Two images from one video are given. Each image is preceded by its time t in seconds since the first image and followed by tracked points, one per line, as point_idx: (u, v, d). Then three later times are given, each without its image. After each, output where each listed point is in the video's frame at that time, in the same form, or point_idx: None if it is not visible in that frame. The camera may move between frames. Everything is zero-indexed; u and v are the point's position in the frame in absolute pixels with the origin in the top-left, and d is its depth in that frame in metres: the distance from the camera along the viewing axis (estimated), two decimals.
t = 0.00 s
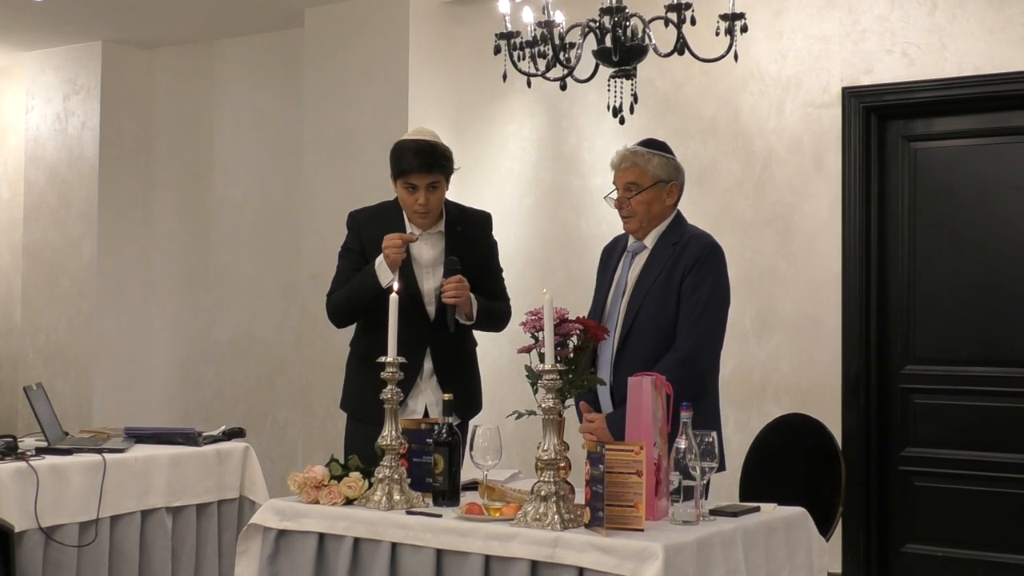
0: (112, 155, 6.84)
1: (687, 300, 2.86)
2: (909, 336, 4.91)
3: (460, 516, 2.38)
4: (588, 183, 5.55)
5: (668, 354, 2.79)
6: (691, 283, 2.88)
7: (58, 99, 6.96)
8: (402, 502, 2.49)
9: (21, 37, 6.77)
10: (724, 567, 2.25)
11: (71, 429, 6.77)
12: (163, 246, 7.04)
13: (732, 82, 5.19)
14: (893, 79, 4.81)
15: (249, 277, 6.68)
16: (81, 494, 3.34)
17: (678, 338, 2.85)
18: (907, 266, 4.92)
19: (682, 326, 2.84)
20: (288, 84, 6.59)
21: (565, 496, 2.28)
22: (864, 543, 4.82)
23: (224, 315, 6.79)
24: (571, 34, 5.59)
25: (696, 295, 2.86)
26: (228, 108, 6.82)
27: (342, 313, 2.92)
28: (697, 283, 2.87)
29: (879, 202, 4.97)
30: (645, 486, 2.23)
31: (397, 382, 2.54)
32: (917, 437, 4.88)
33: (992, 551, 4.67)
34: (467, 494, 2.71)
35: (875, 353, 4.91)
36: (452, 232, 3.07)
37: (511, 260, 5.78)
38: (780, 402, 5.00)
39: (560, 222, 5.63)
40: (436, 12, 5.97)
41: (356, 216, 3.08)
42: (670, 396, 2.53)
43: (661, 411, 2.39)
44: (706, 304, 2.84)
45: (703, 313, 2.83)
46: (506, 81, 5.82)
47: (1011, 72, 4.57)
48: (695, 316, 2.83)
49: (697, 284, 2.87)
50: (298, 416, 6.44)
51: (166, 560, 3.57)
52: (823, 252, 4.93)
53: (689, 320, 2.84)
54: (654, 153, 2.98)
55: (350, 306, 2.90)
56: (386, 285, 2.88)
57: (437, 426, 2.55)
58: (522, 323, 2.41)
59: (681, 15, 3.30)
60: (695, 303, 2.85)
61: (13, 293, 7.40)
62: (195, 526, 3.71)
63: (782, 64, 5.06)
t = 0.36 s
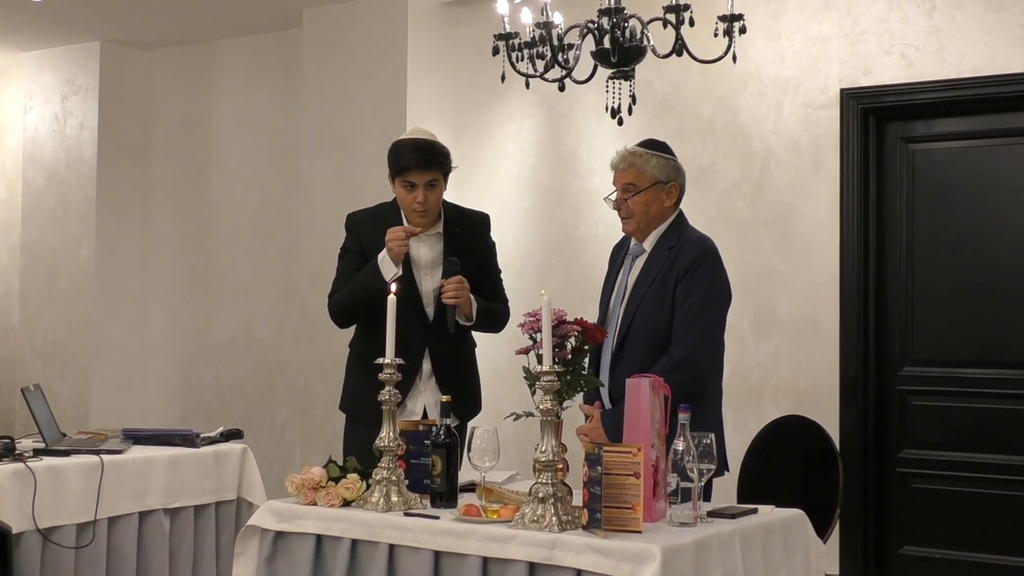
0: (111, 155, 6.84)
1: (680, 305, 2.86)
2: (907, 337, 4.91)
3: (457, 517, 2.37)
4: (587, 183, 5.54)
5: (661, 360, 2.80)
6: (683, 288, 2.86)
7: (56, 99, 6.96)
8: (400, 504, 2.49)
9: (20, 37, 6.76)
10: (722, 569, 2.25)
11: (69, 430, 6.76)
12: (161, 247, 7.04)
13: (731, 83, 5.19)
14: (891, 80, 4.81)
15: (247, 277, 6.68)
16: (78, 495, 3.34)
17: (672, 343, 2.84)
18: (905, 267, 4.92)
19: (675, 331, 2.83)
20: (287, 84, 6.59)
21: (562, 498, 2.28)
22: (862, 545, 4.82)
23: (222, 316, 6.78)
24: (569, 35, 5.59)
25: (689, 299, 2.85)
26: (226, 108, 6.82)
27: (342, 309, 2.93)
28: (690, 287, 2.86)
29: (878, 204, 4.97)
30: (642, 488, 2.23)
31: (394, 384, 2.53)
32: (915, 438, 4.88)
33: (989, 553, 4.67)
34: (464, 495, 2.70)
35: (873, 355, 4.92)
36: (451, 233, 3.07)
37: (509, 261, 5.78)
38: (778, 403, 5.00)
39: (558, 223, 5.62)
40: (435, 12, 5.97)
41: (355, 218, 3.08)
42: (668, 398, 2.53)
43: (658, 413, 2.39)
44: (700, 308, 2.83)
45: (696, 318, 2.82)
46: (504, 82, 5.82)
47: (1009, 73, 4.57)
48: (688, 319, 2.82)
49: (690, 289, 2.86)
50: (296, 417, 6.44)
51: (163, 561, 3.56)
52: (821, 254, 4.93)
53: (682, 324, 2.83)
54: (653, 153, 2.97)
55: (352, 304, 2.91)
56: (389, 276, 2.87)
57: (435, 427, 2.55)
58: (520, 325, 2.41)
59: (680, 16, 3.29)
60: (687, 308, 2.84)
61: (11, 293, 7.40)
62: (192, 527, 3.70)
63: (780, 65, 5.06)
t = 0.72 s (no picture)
0: (110, 155, 6.84)
1: (681, 306, 2.86)
2: (906, 338, 4.92)
3: (456, 517, 2.37)
4: (586, 183, 5.54)
5: (663, 358, 2.80)
6: (684, 290, 2.86)
7: (56, 99, 6.96)
8: (399, 504, 2.49)
9: (19, 36, 6.76)
10: (720, 570, 2.25)
11: (67, 429, 6.76)
12: (160, 246, 7.04)
13: (730, 83, 5.19)
14: (891, 81, 4.81)
15: (246, 277, 6.68)
16: (77, 494, 3.34)
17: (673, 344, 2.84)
18: (904, 268, 4.92)
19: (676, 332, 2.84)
20: (286, 84, 6.58)
21: (560, 498, 2.27)
22: (860, 546, 4.83)
23: (221, 316, 6.78)
24: (569, 35, 5.59)
25: (690, 302, 2.85)
26: (225, 108, 6.82)
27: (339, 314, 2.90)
28: (692, 289, 2.86)
29: (877, 205, 4.97)
30: (641, 488, 2.23)
31: (393, 383, 2.53)
32: (914, 439, 4.88)
33: (988, 554, 4.67)
34: (462, 495, 2.71)
35: (872, 356, 4.92)
36: (453, 233, 3.07)
37: (508, 261, 5.78)
38: (777, 404, 5.01)
39: (557, 223, 5.62)
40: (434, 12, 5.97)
41: (355, 217, 3.08)
42: (667, 399, 2.53)
43: (657, 413, 2.39)
44: (700, 311, 2.83)
45: (697, 320, 2.82)
46: (503, 82, 5.82)
47: (1008, 75, 4.57)
48: (689, 321, 2.83)
49: (691, 291, 2.86)
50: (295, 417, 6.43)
51: (161, 561, 3.56)
52: (820, 254, 4.94)
53: (683, 325, 2.83)
54: (648, 154, 2.99)
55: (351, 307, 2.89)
56: (376, 309, 2.88)
57: (433, 427, 2.55)
58: (519, 325, 2.42)
59: (679, 17, 3.29)
60: (688, 309, 2.84)
61: (11, 293, 7.39)
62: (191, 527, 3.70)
63: (779, 66, 5.06)
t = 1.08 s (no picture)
0: (108, 155, 6.83)
1: (673, 306, 2.89)
2: (903, 340, 4.92)
3: (453, 519, 2.37)
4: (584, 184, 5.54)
5: (660, 356, 2.84)
6: (677, 289, 2.90)
7: (54, 99, 6.95)
8: (396, 505, 2.48)
9: (17, 37, 6.75)
10: (717, 572, 2.25)
11: (64, 430, 6.75)
12: (158, 247, 7.04)
13: (728, 85, 5.19)
14: (889, 83, 4.82)
15: (244, 278, 6.67)
16: (74, 495, 3.34)
17: (666, 342, 2.88)
18: (902, 270, 4.92)
19: (670, 331, 2.88)
20: (284, 85, 6.58)
21: (558, 500, 2.28)
22: (857, 547, 4.83)
23: (219, 316, 6.77)
24: (567, 37, 5.59)
25: (681, 302, 2.89)
26: (223, 108, 6.81)
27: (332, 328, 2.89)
28: (683, 289, 2.90)
29: (875, 206, 4.97)
30: (638, 490, 2.23)
31: (391, 384, 2.53)
32: (911, 441, 4.88)
33: (985, 556, 4.67)
34: (460, 497, 2.71)
35: (870, 358, 4.92)
36: (454, 231, 3.07)
37: (506, 263, 5.78)
38: (775, 405, 5.01)
39: (556, 225, 5.62)
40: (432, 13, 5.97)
41: (353, 216, 3.08)
42: (664, 400, 2.53)
43: (655, 415, 2.39)
44: (692, 311, 2.88)
45: (690, 320, 2.87)
46: (501, 83, 5.82)
47: (1006, 77, 4.58)
48: (682, 321, 2.87)
49: (682, 291, 2.90)
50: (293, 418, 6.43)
51: (159, 562, 3.56)
52: (819, 256, 4.93)
53: (677, 325, 2.87)
54: (626, 155, 2.98)
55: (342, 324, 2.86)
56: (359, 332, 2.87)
57: (431, 428, 2.55)
58: (516, 326, 2.41)
59: (677, 18, 3.29)
60: (680, 310, 2.88)
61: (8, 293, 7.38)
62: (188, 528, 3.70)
63: (778, 68, 5.06)
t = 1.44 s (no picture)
0: (106, 156, 6.83)
1: (673, 307, 2.90)
2: (902, 340, 4.92)
3: (452, 520, 2.37)
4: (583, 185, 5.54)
5: (660, 354, 2.84)
6: (677, 291, 2.90)
7: (52, 100, 6.95)
8: (395, 506, 2.48)
9: (15, 38, 6.75)
10: (716, 572, 2.25)
11: (63, 431, 6.75)
12: (157, 248, 7.04)
13: (726, 86, 5.20)
14: (887, 84, 4.82)
15: (243, 279, 6.67)
16: (72, 496, 3.33)
17: (665, 341, 2.89)
18: (901, 271, 4.92)
19: (670, 331, 2.88)
20: (282, 86, 6.58)
21: (557, 501, 2.28)
22: (856, 548, 4.83)
23: (218, 317, 6.77)
24: (565, 38, 5.59)
25: (682, 304, 2.89)
26: (222, 110, 6.81)
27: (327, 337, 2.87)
28: (684, 291, 2.90)
29: (873, 207, 4.97)
30: (636, 491, 2.23)
31: (389, 386, 2.53)
32: (910, 441, 4.89)
33: (984, 556, 4.67)
34: (458, 497, 2.71)
35: (869, 358, 4.92)
36: (450, 230, 3.07)
37: (505, 264, 5.78)
38: (773, 406, 5.01)
39: (554, 225, 5.63)
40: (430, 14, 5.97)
41: (347, 218, 3.07)
42: (663, 400, 2.53)
43: (654, 415, 2.39)
44: (692, 312, 2.89)
45: (691, 320, 2.87)
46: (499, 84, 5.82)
47: (1004, 77, 4.58)
48: (683, 321, 2.88)
49: (683, 293, 2.90)
50: (292, 419, 6.43)
51: (157, 563, 3.56)
52: (817, 256, 4.94)
53: (678, 324, 2.88)
54: (628, 155, 2.99)
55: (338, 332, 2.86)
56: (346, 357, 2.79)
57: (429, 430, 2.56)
58: (515, 327, 2.41)
59: (675, 19, 3.30)
60: (681, 310, 2.89)
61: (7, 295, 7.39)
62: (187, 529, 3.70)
63: (776, 68, 5.07)
